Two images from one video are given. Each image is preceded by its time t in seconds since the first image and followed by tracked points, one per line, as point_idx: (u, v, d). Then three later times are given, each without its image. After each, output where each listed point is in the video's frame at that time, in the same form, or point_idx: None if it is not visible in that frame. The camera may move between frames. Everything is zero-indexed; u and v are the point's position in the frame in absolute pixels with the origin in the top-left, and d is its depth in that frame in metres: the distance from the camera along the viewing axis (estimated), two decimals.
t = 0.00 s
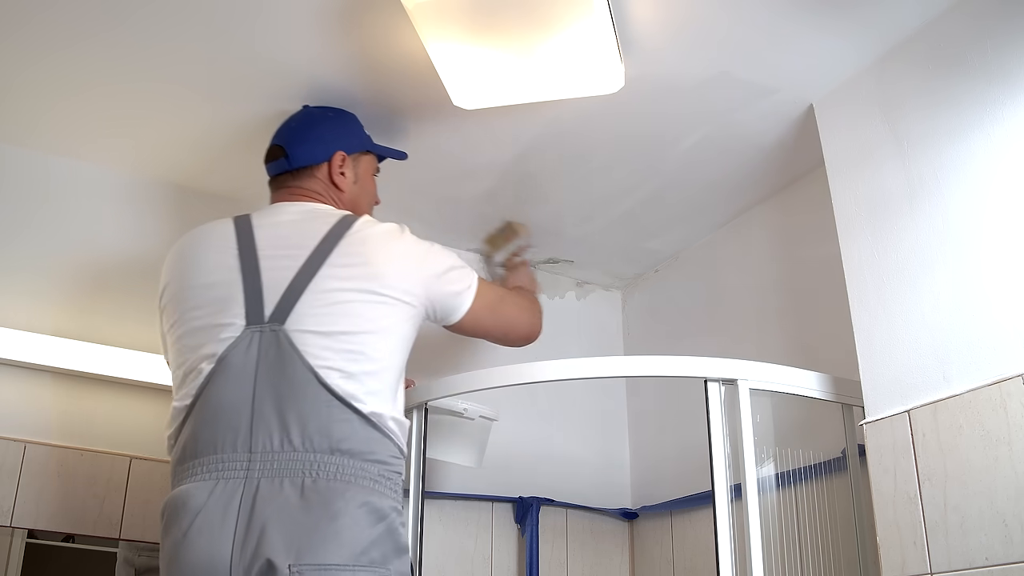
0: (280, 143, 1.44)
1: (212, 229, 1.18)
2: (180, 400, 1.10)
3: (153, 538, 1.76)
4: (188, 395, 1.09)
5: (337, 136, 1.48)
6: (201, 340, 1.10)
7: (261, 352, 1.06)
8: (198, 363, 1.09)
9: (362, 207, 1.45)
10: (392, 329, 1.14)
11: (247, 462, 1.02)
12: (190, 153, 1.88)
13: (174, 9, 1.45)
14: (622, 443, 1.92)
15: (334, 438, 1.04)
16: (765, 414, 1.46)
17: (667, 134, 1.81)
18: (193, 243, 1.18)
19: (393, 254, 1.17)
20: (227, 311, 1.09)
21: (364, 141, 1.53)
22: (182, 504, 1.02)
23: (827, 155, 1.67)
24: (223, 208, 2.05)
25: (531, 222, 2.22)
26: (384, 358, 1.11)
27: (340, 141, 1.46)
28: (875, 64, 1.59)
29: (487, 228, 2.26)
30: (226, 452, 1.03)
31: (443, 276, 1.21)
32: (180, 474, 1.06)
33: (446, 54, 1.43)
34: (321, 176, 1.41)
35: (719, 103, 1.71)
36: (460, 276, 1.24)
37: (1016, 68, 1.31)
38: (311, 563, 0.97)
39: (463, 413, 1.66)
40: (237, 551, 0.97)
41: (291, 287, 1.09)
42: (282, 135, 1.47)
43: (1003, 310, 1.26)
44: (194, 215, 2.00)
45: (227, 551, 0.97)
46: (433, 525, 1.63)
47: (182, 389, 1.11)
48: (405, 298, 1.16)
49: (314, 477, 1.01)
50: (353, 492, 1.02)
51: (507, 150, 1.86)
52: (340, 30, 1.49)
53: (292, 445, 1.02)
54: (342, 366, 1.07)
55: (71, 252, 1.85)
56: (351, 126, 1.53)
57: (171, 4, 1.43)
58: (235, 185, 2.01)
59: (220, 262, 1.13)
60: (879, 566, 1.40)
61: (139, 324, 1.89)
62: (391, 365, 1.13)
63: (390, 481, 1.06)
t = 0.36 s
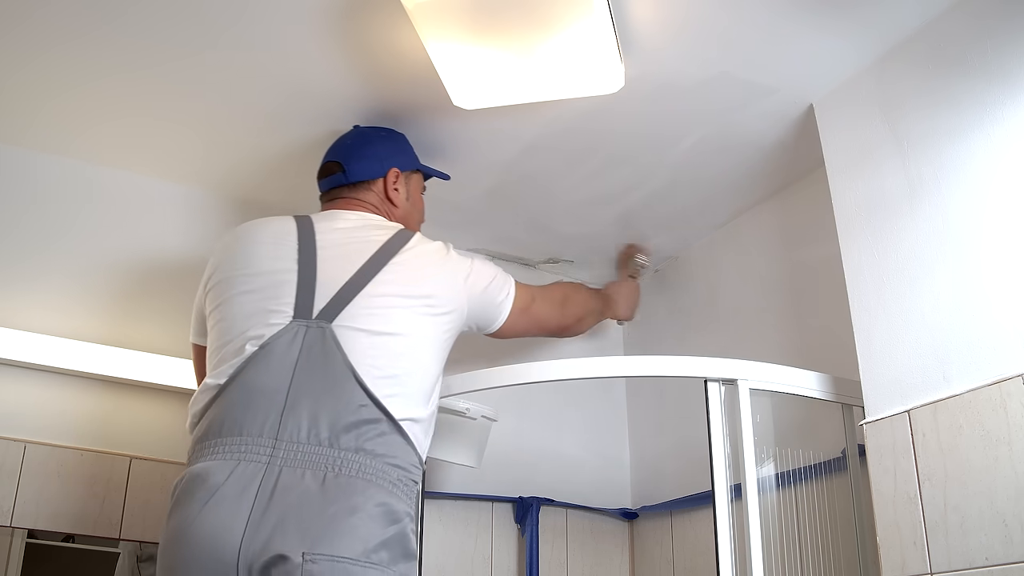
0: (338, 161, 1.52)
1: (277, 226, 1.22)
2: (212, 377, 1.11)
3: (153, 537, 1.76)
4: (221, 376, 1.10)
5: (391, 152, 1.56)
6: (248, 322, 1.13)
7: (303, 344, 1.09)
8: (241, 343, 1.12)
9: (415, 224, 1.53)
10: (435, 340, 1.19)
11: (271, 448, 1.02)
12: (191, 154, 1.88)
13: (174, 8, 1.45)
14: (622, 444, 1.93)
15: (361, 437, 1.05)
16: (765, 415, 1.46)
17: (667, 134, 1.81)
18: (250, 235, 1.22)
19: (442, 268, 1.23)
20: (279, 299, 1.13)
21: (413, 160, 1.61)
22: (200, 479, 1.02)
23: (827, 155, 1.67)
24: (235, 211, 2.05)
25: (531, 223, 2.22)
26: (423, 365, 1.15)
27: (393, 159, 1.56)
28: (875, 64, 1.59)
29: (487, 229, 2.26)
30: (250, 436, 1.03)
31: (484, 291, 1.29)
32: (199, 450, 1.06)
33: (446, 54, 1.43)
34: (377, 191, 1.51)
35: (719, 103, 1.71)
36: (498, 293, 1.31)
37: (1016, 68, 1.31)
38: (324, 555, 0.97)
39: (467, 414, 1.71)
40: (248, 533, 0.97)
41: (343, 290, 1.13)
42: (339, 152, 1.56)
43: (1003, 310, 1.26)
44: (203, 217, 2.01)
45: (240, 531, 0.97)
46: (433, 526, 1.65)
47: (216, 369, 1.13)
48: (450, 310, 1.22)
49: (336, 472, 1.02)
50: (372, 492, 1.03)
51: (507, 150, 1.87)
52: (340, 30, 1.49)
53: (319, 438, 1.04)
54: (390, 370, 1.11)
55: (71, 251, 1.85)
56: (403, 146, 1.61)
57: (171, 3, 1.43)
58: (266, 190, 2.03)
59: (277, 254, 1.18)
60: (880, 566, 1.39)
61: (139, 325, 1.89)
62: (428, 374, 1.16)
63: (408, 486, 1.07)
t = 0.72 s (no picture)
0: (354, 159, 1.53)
1: (290, 227, 1.23)
2: (222, 381, 1.12)
3: (153, 537, 1.76)
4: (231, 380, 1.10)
5: (405, 150, 1.57)
6: (258, 326, 1.13)
7: (312, 350, 1.09)
8: (250, 347, 1.12)
9: (428, 221, 1.54)
10: (447, 338, 1.19)
11: (283, 454, 1.02)
12: (190, 153, 1.88)
13: (173, 8, 1.45)
14: (622, 444, 1.90)
15: (372, 440, 1.05)
16: (765, 415, 1.46)
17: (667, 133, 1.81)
18: (261, 237, 1.22)
19: (451, 266, 1.22)
20: (289, 303, 1.13)
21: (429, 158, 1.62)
22: (214, 485, 1.02)
23: (827, 155, 1.67)
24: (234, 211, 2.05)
25: (532, 223, 2.22)
26: (433, 368, 1.16)
27: (406, 156, 1.56)
28: (875, 64, 1.59)
29: (487, 229, 2.26)
30: (263, 443, 1.03)
31: (500, 285, 1.27)
32: (213, 457, 1.07)
33: (446, 54, 1.43)
34: (390, 188, 1.51)
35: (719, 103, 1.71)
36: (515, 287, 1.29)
37: (1016, 68, 1.31)
38: (335, 557, 0.96)
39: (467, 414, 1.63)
40: (261, 538, 0.97)
41: (351, 295, 1.13)
42: (354, 150, 1.56)
43: (1003, 310, 1.26)
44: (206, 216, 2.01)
45: (253, 536, 0.97)
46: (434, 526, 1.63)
47: (227, 372, 1.13)
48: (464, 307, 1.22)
49: (347, 476, 1.02)
50: (384, 496, 1.03)
51: (507, 151, 1.87)
52: (340, 30, 1.49)
53: (330, 443, 1.03)
54: (400, 373, 1.11)
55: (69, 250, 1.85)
56: (419, 145, 1.62)
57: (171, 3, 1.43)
58: (269, 190, 2.03)
59: (289, 256, 1.17)
60: (880, 566, 1.39)
61: (139, 325, 1.89)
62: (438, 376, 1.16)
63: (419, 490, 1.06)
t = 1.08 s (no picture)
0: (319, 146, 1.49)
1: (257, 233, 1.16)
2: (216, 407, 1.07)
3: (153, 537, 1.76)
4: (224, 405, 1.06)
5: (372, 135, 1.53)
6: (239, 345, 1.08)
7: (297, 359, 1.04)
8: (235, 371, 1.07)
9: (398, 205, 1.49)
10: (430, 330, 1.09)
11: (282, 470, 0.98)
12: (191, 153, 1.88)
13: (173, 8, 1.44)
14: (622, 444, 1.91)
15: (367, 444, 0.99)
16: (765, 414, 1.46)
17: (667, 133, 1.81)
18: (228, 251, 1.16)
19: (426, 250, 1.13)
20: (265, 318, 1.07)
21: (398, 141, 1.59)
22: (218, 510, 0.98)
23: (827, 155, 1.67)
24: (234, 211, 2.06)
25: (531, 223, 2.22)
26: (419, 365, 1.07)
27: (375, 141, 1.52)
28: (875, 64, 1.59)
29: (487, 228, 2.25)
30: (262, 460, 1.00)
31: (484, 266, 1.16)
32: (218, 481, 1.03)
33: (446, 54, 1.43)
34: (358, 174, 1.47)
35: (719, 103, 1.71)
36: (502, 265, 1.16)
37: (1016, 68, 1.31)
38: (338, 565, 0.91)
39: (468, 406, 1.58)
40: (265, 559, 0.92)
41: (323, 298, 1.07)
42: (318, 138, 1.52)
43: (1003, 310, 1.26)
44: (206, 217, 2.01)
45: (256, 555, 0.93)
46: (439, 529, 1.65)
47: (219, 397, 1.09)
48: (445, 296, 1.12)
49: (346, 484, 0.97)
50: (385, 499, 0.97)
51: (506, 150, 1.87)
52: (340, 30, 1.49)
53: (325, 452, 0.98)
54: (376, 374, 1.03)
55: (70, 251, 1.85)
56: (388, 131, 1.58)
57: (171, 3, 1.43)
58: (269, 191, 2.03)
59: (261, 266, 1.11)
60: (880, 566, 1.39)
61: (140, 325, 1.89)
62: (431, 368, 1.08)
63: (423, 488, 1.00)
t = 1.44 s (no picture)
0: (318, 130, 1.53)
1: (224, 237, 1.13)
2: (200, 419, 1.07)
3: (153, 537, 1.76)
4: (207, 415, 1.06)
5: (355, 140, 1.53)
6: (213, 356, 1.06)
7: (267, 364, 1.01)
8: (213, 381, 1.06)
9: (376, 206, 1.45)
10: (400, 323, 1.03)
11: (262, 476, 0.97)
12: (191, 154, 1.88)
13: (173, 8, 1.44)
14: (623, 444, 1.92)
15: (342, 446, 0.97)
16: (765, 415, 1.46)
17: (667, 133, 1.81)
18: (199, 260, 1.13)
19: (388, 234, 1.05)
20: (235, 327, 1.04)
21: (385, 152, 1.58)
22: (206, 518, 0.98)
23: (827, 155, 1.67)
24: (235, 211, 2.06)
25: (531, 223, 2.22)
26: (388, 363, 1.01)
27: (371, 141, 1.58)
28: (875, 64, 1.59)
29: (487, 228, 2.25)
30: (244, 469, 0.99)
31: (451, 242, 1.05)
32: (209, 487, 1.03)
33: (446, 54, 1.43)
34: (349, 167, 1.47)
35: (719, 103, 1.71)
36: (473, 236, 1.04)
37: (1016, 68, 1.31)
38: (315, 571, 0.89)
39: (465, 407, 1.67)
40: (246, 567, 0.91)
41: (284, 302, 1.03)
42: (319, 125, 1.57)
43: (1003, 310, 1.26)
44: (206, 216, 2.01)
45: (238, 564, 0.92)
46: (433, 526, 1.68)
47: (202, 409, 1.08)
48: (411, 284, 1.04)
49: (323, 488, 0.95)
50: (362, 501, 0.95)
51: (506, 150, 1.87)
52: (340, 30, 1.49)
53: (300, 456, 0.97)
54: (340, 375, 0.99)
55: (70, 251, 1.85)
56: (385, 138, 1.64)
57: (172, 3, 1.43)
58: (269, 191, 2.03)
59: (229, 269, 1.08)
60: (880, 566, 1.40)
61: (140, 325, 1.89)
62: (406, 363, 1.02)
63: (404, 487, 0.97)
